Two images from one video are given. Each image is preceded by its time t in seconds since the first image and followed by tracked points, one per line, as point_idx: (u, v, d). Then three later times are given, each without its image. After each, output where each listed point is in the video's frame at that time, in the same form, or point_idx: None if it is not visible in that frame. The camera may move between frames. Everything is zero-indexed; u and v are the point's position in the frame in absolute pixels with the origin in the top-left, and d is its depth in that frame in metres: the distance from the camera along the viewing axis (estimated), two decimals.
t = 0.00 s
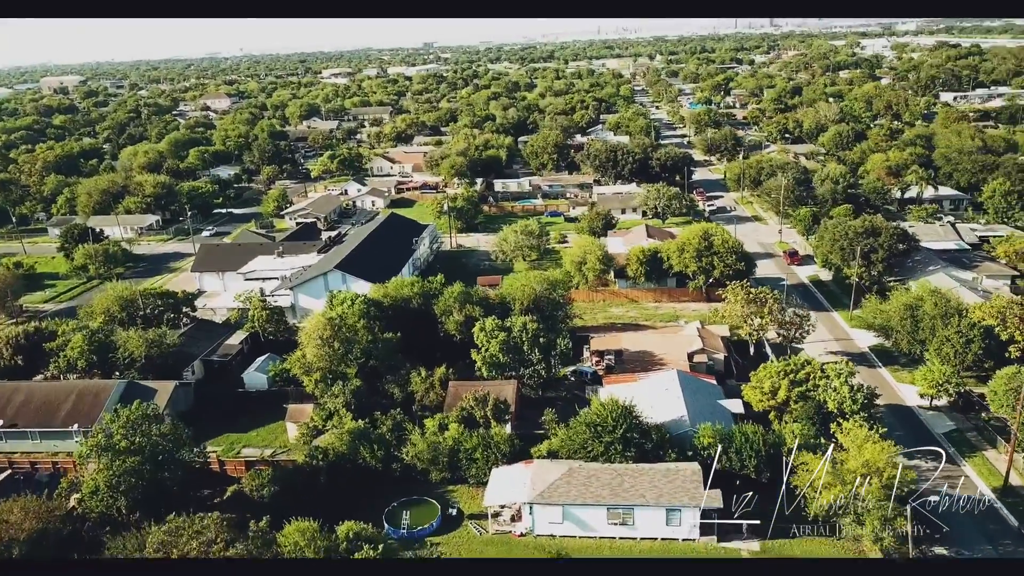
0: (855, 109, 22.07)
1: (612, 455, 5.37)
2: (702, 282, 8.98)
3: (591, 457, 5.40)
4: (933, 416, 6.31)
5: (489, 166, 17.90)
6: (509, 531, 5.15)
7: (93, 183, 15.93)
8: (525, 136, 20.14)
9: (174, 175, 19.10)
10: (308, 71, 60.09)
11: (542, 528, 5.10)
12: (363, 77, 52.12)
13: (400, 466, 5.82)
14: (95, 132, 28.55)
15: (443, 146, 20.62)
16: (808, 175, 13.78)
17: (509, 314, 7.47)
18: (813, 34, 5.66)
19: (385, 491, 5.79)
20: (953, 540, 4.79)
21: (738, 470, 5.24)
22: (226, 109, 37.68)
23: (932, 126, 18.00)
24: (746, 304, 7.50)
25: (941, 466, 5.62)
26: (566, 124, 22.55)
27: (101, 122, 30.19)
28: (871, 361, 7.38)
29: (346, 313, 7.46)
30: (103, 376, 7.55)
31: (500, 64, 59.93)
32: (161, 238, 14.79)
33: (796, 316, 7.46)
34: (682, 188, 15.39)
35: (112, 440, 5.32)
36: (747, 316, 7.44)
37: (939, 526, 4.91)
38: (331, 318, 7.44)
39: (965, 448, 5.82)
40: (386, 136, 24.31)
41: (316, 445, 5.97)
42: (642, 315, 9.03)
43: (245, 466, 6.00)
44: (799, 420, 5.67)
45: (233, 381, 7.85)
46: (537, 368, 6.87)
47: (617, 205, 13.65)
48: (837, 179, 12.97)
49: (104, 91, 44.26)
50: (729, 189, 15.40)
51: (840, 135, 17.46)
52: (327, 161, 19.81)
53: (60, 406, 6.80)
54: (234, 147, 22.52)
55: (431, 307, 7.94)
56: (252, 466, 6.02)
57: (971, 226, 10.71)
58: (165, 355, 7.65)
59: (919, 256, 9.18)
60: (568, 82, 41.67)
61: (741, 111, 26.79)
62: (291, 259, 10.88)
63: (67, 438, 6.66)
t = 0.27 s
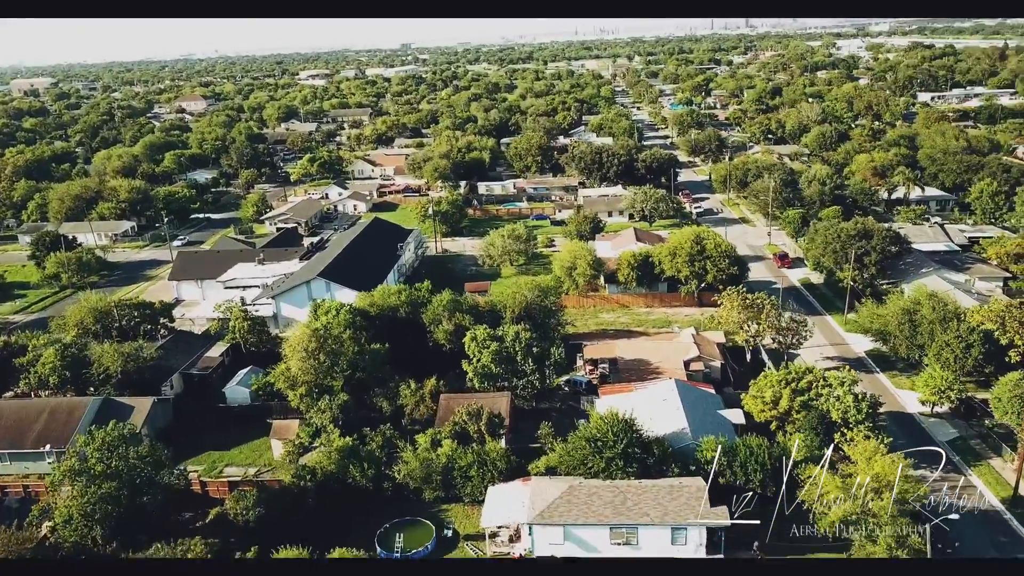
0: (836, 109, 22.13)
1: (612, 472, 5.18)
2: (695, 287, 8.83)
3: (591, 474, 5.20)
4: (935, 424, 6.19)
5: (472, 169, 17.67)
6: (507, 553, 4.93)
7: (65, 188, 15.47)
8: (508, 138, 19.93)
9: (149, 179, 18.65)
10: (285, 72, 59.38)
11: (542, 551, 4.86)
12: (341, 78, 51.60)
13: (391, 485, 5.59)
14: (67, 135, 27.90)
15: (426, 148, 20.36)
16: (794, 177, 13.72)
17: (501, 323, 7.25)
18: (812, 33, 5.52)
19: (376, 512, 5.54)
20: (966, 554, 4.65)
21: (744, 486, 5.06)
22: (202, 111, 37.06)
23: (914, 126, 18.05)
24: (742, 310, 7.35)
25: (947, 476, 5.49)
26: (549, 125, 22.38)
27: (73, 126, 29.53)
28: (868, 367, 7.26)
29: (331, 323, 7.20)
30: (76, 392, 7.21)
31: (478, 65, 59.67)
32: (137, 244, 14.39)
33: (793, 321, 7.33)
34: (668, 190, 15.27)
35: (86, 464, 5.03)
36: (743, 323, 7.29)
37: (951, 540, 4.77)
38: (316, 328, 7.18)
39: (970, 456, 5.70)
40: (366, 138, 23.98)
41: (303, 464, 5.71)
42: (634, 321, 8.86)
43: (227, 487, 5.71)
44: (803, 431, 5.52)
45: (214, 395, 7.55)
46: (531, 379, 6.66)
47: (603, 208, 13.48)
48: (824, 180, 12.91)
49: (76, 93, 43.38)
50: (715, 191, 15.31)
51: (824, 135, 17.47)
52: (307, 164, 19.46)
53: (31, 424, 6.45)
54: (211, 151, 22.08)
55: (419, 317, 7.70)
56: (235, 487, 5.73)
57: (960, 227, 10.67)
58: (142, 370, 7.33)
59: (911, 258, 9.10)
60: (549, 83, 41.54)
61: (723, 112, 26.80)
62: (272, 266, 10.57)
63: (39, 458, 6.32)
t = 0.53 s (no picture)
0: (817, 109, 22.18)
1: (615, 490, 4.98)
2: (687, 292, 8.69)
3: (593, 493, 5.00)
4: (938, 431, 6.07)
5: (455, 171, 17.43)
6: None
7: (36, 194, 14.99)
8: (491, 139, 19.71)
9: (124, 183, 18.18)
10: (261, 73, 58.64)
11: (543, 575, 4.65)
12: (319, 80, 51.04)
13: (384, 506, 5.35)
14: (37, 139, 27.21)
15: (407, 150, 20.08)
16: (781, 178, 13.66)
17: (493, 333, 7.04)
18: (813, 33, 5.38)
19: (368, 534, 5.31)
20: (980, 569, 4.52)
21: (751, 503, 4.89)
22: (177, 113, 36.41)
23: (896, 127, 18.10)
24: (739, 316, 7.20)
25: (955, 486, 5.38)
26: (532, 127, 22.19)
27: (44, 129, 28.83)
28: (867, 372, 7.15)
29: (317, 335, 6.94)
30: (49, 411, 6.88)
31: (457, 66, 59.37)
32: (111, 251, 13.97)
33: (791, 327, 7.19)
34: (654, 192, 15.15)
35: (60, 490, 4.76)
36: (740, 330, 7.15)
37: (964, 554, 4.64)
38: (301, 340, 6.92)
39: (976, 465, 5.59)
40: (346, 140, 23.64)
41: (290, 485, 5.46)
42: (626, 327, 8.69)
43: (210, 511, 5.45)
44: (808, 443, 5.37)
45: (194, 410, 7.26)
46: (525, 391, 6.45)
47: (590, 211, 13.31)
48: (811, 181, 12.85)
49: (46, 95, 42.45)
50: (700, 192, 15.22)
51: (807, 136, 17.46)
52: (286, 167, 19.10)
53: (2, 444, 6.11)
54: (187, 154, 21.62)
55: (407, 326, 7.47)
56: (219, 510, 5.47)
57: (948, 228, 10.64)
58: (118, 386, 7.02)
59: (904, 260, 9.03)
60: (529, 84, 41.38)
61: (705, 113, 26.80)
62: (252, 274, 10.26)
63: (11, 479, 5.97)
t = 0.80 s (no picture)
0: (795, 110, 22.22)
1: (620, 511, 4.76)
2: (679, 298, 8.51)
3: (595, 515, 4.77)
4: (943, 440, 5.94)
5: (435, 174, 17.13)
6: None
7: None
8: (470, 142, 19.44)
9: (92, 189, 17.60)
10: (234, 75, 57.72)
11: None
12: (293, 82, 50.34)
13: (375, 533, 5.07)
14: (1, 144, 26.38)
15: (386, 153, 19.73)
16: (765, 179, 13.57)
17: (484, 344, 6.79)
18: (813, 32, 5.22)
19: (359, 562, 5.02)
20: None
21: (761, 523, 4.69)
22: (147, 116, 35.60)
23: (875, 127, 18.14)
24: (736, 323, 7.03)
25: (964, 498, 5.23)
26: (511, 128, 21.96)
27: (8, 133, 27.96)
28: (866, 380, 7.01)
29: (300, 350, 6.63)
30: (14, 435, 6.49)
31: (432, 67, 58.92)
32: (80, 260, 13.46)
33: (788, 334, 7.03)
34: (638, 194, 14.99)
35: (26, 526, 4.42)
36: (737, 337, 6.97)
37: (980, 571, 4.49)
38: (283, 354, 6.61)
39: (984, 476, 5.46)
40: (323, 143, 23.20)
41: (276, 511, 5.16)
42: (618, 334, 8.48)
43: (190, 541, 5.13)
44: (815, 457, 5.20)
45: (169, 430, 6.90)
46: (520, 406, 6.20)
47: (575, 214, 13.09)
48: (796, 183, 12.76)
49: (10, 98, 41.31)
50: (684, 194, 15.09)
51: (788, 137, 17.45)
52: (262, 171, 18.65)
53: None
54: (159, 158, 21.05)
55: (393, 338, 7.18)
56: (199, 539, 5.15)
57: (936, 230, 10.60)
58: (88, 406, 6.64)
59: (895, 263, 8.93)
60: (507, 85, 41.16)
61: (683, 114, 26.77)
62: (229, 284, 9.90)
63: None
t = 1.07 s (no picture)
0: (777, 110, 22.24)
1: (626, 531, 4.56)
2: (673, 303, 8.34)
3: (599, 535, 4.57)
4: (947, 448, 5.83)
5: (418, 177, 16.86)
6: None
7: None
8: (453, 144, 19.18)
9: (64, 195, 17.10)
10: (209, 77, 56.88)
11: None
12: (270, 84, 49.72)
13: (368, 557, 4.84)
14: None
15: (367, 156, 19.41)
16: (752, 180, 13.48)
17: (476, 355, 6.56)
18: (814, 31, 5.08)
19: None
20: None
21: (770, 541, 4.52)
22: (121, 119, 34.87)
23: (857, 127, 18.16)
24: (733, 329, 6.87)
25: (973, 509, 5.11)
26: (493, 130, 21.74)
27: None
28: (865, 386, 6.89)
29: (284, 363, 6.36)
30: None
31: (411, 68, 58.52)
32: (52, 269, 13.02)
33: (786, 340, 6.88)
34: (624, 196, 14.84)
35: None
36: (734, 345, 6.81)
37: None
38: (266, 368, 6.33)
39: (992, 485, 5.36)
40: (302, 146, 22.81)
41: (262, 536, 4.91)
42: (610, 341, 8.30)
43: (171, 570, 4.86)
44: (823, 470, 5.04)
45: (147, 448, 6.60)
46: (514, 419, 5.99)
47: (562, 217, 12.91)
48: (783, 184, 12.68)
49: None
50: (670, 196, 14.97)
51: (772, 138, 17.40)
52: (240, 175, 18.25)
53: None
54: (133, 162, 20.56)
55: (382, 349, 6.94)
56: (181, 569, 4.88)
57: (925, 231, 10.55)
58: (60, 425, 6.32)
59: (888, 266, 8.85)
60: (487, 87, 40.94)
61: (665, 116, 26.71)
62: (208, 293, 9.58)
63: None
